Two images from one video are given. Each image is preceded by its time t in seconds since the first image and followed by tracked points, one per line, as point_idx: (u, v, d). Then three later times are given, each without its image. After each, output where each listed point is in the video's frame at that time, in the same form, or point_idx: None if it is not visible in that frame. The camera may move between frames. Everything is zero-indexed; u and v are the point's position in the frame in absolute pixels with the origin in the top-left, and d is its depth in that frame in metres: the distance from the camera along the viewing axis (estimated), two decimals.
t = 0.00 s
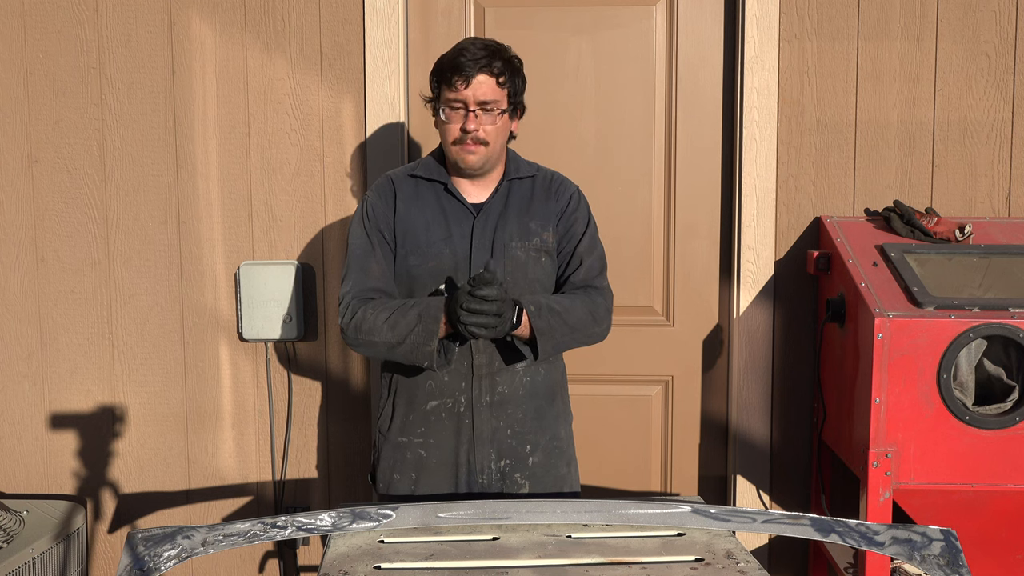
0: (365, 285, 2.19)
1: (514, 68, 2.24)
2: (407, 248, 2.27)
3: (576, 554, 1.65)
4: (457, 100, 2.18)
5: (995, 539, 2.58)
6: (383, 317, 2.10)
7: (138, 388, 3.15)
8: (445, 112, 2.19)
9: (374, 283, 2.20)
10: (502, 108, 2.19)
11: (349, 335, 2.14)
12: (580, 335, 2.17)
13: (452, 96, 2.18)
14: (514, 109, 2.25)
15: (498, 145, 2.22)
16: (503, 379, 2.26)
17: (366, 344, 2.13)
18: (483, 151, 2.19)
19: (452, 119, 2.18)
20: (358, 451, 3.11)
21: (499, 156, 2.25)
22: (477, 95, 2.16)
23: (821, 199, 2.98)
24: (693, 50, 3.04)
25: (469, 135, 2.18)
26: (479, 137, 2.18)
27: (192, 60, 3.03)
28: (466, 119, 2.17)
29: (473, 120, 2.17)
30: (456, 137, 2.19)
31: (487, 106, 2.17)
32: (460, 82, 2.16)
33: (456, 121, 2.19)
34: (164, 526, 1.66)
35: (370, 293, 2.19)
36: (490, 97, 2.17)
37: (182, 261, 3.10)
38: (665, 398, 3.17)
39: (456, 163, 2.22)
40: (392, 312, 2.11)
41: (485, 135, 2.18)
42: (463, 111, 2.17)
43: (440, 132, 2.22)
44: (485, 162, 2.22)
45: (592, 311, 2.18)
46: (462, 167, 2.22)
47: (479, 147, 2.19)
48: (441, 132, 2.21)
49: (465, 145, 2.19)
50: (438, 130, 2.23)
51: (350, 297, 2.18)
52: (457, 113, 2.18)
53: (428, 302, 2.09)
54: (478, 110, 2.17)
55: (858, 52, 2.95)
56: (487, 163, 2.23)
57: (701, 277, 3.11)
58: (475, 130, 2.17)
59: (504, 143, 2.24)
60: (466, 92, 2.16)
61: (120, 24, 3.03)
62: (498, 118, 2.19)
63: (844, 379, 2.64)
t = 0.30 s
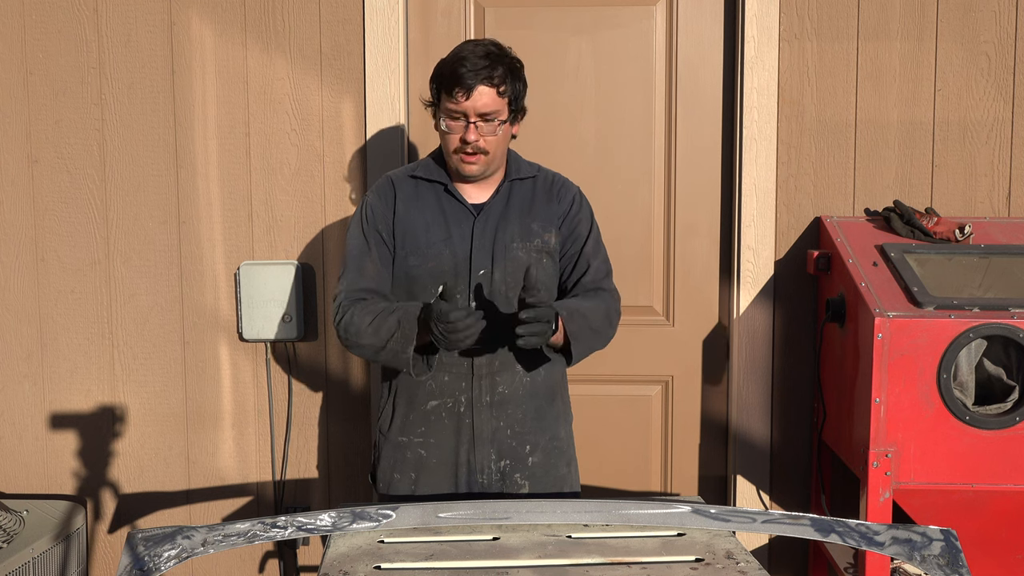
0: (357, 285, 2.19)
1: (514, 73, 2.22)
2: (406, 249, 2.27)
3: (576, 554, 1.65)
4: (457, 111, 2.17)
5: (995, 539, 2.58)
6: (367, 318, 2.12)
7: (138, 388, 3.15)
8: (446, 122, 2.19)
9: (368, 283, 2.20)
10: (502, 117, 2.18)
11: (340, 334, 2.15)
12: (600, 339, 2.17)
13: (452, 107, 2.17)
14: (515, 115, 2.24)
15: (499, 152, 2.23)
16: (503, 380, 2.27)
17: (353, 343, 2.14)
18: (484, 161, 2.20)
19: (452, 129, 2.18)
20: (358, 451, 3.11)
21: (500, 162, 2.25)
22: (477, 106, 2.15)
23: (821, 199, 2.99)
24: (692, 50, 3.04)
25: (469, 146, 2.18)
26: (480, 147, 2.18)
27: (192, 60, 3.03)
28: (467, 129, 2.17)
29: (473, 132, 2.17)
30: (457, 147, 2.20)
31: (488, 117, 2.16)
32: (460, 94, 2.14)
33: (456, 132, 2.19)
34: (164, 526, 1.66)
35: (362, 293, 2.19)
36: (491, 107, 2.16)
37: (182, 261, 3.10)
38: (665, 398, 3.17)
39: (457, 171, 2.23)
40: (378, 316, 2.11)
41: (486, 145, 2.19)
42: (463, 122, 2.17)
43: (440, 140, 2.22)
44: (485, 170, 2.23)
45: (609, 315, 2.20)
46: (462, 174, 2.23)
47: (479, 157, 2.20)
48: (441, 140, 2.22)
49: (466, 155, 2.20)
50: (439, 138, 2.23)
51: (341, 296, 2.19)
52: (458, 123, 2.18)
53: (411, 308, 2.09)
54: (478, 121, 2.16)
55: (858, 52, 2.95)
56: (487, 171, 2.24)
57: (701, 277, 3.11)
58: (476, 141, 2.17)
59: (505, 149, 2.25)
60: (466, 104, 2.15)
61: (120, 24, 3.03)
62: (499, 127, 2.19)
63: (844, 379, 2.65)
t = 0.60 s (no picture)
0: (350, 285, 2.20)
1: (512, 74, 2.21)
2: (405, 250, 2.27)
3: (576, 554, 1.65)
4: (456, 114, 2.16)
5: (995, 540, 2.58)
6: (357, 316, 2.11)
7: (138, 387, 3.15)
8: (445, 125, 2.18)
9: (362, 285, 2.21)
10: (502, 119, 2.18)
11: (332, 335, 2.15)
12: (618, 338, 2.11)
13: (451, 110, 2.16)
14: (514, 116, 2.23)
15: (499, 153, 2.22)
16: (503, 380, 2.27)
17: (342, 343, 2.13)
18: (484, 162, 2.20)
19: (451, 132, 2.18)
20: (358, 451, 3.11)
21: (500, 163, 2.25)
22: (475, 109, 2.14)
23: (821, 199, 2.98)
24: (692, 50, 3.04)
25: (469, 148, 2.18)
26: (479, 149, 2.18)
27: (192, 60, 3.03)
28: (466, 132, 2.17)
29: (473, 134, 2.16)
30: (457, 149, 2.20)
31: (487, 119, 2.16)
32: (458, 97, 2.14)
33: (456, 134, 2.19)
34: (164, 526, 1.66)
35: (355, 295, 2.20)
36: (489, 109, 2.16)
37: (182, 261, 3.10)
38: (665, 398, 3.17)
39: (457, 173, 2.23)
40: (367, 315, 2.10)
41: (486, 146, 2.19)
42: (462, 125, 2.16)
43: (440, 143, 2.22)
44: (486, 171, 2.23)
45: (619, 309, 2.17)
46: (463, 175, 2.24)
47: (479, 159, 2.20)
48: (441, 143, 2.22)
49: (466, 157, 2.20)
50: (439, 140, 2.23)
51: (335, 296, 2.20)
52: (457, 126, 2.18)
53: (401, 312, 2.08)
54: (477, 124, 2.16)
55: (858, 52, 2.95)
56: (488, 171, 2.24)
57: (701, 277, 3.11)
58: (475, 143, 2.17)
59: (505, 150, 2.25)
60: (464, 106, 2.14)
61: (120, 24, 3.03)
62: (498, 129, 2.18)
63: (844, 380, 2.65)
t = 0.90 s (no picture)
0: (345, 286, 2.21)
1: (511, 74, 2.21)
2: (404, 250, 2.27)
3: (576, 554, 1.65)
4: (454, 115, 2.17)
5: (995, 540, 2.58)
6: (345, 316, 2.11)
7: (138, 388, 3.15)
8: (443, 126, 2.19)
9: (355, 287, 2.22)
10: (500, 120, 2.18)
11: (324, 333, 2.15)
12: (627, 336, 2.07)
13: (449, 110, 2.17)
14: (513, 116, 2.23)
15: (497, 154, 2.22)
16: (503, 380, 2.27)
17: (334, 343, 2.13)
18: (482, 163, 2.20)
19: (449, 133, 2.18)
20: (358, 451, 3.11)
21: (499, 163, 2.25)
22: (472, 109, 2.14)
23: (821, 199, 2.99)
24: (692, 50, 3.04)
25: (466, 149, 2.18)
26: (477, 150, 2.18)
27: (192, 60, 3.03)
28: (463, 133, 2.17)
29: (470, 134, 2.16)
30: (454, 149, 2.20)
31: (484, 119, 2.16)
32: (455, 97, 2.14)
33: (454, 135, 2.19)
34: (164, 526, 1.66)
35: (348, 295, 2.21)
36: (487, 110, 2.16)
37: (182, 261, 3.10)
38: (665, 398, 3.17)
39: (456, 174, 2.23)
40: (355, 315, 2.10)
41: (484, 147, 2.19)
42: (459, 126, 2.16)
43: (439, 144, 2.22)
44: (484, 172, 2.23)
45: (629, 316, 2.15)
46: (461, 176, 2.24)
47: (477, 159, 2.20)
48: (439, 143, 2.22)
49: (464, 157, 2.20)
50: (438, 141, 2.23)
51: (329, 297, 2.21)
52: (455, 127, 2.18)
53: (386, 305, 2.06)
54: (474, 124, 2.16)
55: (858, 52, 2.95)
56: (486, 172, 2.24)
57: (701, 278, 3.11)
58: (472, 144, 2.17)
59: (504, 150, 2.24)
60: (461, 107, 2.15)
61: (120, 24, 3.03)
62: (496, 130, 2.18)
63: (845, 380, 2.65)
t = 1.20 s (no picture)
0: (341, 289, 2.23)
1: (503, 79, 2.19)
2: (402, 252, 2.28)
3: (576, 554, 1.65)
4: (444, 121, 2.16)
5: (995, 539, 2.58)
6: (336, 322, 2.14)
7: (138, 388, 3.15)
8: (435, 131, 2.18)
9: (351, 288, 2.24)
10: (490, 126, 2.16)
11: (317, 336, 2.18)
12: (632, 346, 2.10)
13: (440, 116, 2.16)
14: (507, 121, 2.20)
15: (490, 158, 2.21)
16: (502, 381, 2.27)
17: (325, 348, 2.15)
18: (473, 167, 2.19)
19: (440, 138, 2.18)
20: (358, 451, 3.11)
21: (493, 168, 2.24)
22: (462, 116, 2.13)
23: (821, 199, 2.99)
24: (692, 50, 3.04)
25: (457, 154, 2.17)
26: (468, 155, 2.17)
27: (192, 60, 3.03)
28: (454, 138, 2.16)
29: (460, 141, 2.16)
30: (446, 154, 2.19)
31: (474, 125, 2.14)
32: (446, 104, 2.14)
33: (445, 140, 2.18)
34: (164, 526, 1.66)
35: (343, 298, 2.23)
36: (477, 116, 2.14)
37: (182, 261, 3.10)
38: (665, 398, 3.17)
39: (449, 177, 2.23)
40: (347, 325, 2.12)
41: (475, 152, 2.18)
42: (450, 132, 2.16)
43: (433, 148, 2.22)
44: (477, 176, 2.22)
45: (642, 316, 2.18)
46: (456, 180, 2.24)
47: (469, 164, 2.19)
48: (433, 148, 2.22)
49: (456, 162, 2.19)
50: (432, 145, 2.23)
51: (325, 299, 2.23)
52: (446, 132, 2.17)
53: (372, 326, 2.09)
54: (465, 130, 2.15)
55: (858, 52, 2.95)
56: (480, 176, 2.23)
57: (701, 278, 3.11)
58: (463, 150, 2.16)
59: (498, 155, 2.23)
60: (451, 113, 2.14)
61: (120, 24, 3.03)
62: (487, 135, 2.16)
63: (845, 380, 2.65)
